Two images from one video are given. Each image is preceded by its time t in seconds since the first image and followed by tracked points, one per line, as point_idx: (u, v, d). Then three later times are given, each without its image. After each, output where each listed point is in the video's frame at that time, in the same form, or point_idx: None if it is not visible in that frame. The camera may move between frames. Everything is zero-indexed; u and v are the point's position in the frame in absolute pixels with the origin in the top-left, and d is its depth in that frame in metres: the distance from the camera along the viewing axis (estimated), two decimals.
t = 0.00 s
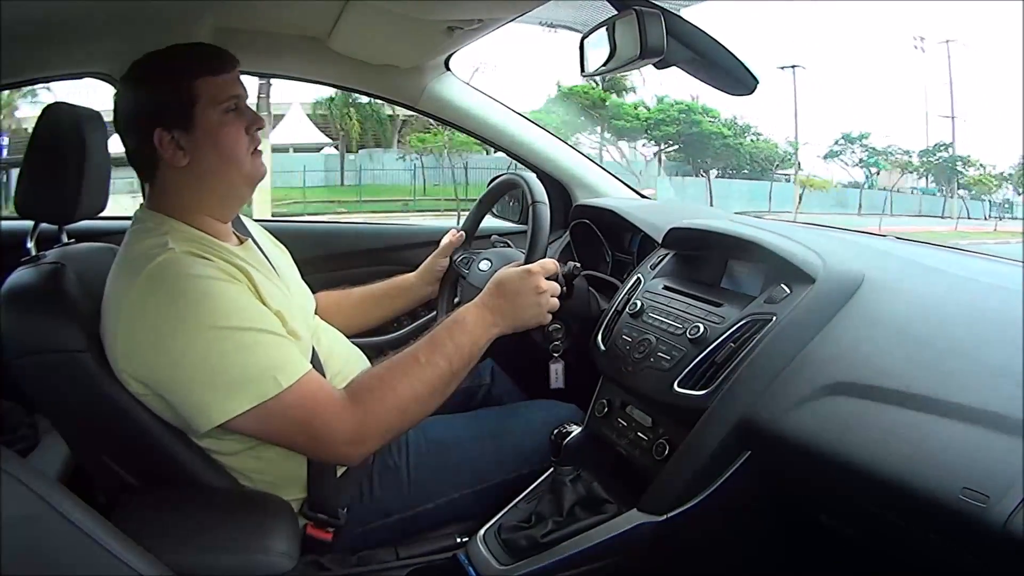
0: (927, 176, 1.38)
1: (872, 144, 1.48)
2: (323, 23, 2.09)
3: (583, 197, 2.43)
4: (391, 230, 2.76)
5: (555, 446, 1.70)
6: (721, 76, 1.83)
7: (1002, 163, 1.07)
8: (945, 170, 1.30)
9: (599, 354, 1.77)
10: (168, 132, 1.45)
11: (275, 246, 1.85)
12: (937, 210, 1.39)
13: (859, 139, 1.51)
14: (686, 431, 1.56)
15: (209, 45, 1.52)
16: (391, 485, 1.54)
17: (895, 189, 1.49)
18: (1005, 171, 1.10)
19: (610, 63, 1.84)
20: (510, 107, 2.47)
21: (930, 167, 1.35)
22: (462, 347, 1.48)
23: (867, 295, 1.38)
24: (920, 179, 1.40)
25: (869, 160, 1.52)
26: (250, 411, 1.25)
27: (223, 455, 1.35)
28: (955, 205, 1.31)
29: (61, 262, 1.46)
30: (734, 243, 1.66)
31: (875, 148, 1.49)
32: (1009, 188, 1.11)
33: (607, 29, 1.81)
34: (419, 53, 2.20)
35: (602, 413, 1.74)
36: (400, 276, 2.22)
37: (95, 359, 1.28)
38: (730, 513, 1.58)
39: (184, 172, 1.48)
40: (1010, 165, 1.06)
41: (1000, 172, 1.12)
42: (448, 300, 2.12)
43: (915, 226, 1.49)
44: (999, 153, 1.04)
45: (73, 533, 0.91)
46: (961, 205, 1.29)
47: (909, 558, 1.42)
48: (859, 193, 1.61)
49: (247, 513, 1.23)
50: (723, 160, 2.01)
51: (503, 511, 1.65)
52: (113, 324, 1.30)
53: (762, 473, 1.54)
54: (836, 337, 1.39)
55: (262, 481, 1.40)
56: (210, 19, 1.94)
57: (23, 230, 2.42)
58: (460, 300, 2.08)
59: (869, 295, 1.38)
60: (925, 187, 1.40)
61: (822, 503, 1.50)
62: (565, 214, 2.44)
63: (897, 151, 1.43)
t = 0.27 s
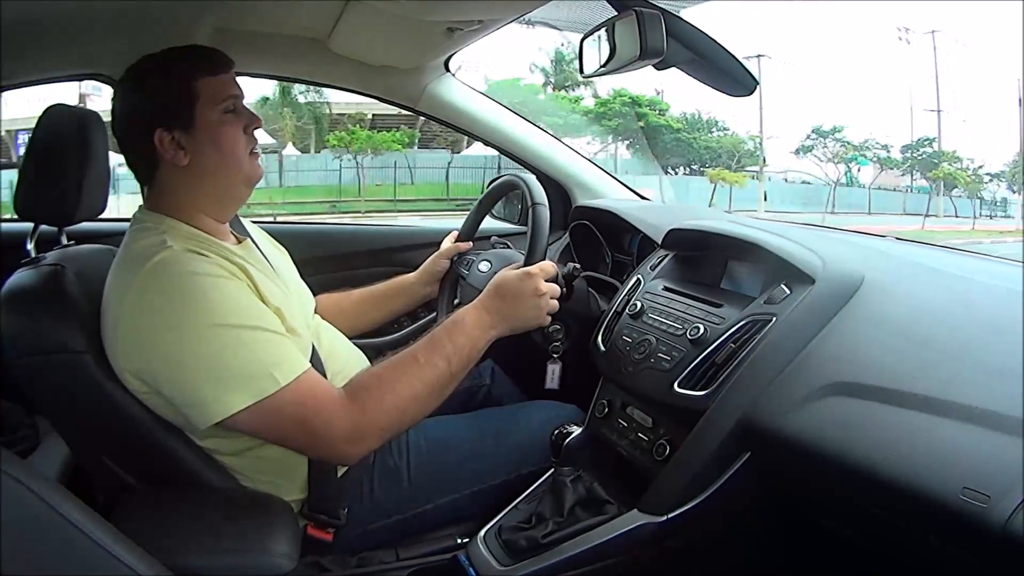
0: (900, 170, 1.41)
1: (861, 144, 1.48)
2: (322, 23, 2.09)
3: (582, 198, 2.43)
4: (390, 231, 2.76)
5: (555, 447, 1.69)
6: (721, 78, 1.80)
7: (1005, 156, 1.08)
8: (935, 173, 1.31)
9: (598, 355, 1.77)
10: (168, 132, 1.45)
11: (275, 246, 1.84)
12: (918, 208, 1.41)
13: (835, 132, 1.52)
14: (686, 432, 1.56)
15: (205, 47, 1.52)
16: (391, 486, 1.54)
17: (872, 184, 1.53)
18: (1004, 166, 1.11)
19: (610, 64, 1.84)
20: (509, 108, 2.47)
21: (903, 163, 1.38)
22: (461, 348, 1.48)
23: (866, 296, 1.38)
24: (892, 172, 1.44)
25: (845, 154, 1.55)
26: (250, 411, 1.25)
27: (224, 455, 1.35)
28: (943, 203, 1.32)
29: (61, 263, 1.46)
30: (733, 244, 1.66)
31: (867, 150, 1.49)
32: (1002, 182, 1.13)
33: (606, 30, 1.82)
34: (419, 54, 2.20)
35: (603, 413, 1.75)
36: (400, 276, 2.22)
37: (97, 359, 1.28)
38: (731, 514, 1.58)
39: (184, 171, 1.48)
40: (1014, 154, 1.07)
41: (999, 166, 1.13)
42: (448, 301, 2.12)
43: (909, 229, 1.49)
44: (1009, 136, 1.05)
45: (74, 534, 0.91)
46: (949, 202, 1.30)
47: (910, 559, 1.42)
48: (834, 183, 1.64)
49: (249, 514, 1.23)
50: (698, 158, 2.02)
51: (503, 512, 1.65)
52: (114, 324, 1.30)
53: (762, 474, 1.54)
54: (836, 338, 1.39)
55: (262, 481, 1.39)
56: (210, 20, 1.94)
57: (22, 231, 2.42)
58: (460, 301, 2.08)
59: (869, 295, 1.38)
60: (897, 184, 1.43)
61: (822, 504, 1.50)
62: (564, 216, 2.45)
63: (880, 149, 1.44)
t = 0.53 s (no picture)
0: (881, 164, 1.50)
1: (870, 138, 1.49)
2: (323, 22, 2.09)
3: (583, 196, 2.43)
4: (390, 230, 2.76)
5: (555, 445, 1.71)
6: (724, 76, 1.82)
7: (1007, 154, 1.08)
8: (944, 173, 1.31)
9: (598, 354, 1.77)
10: (173, 129, 1.44)
11: (275, 244, 1.84)
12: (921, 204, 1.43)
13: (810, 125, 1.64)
14: (686, 431, 1.56)
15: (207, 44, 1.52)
16: (391, 484, 1.54)
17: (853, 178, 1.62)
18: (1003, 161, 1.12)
19: (610, 63, 1.84)
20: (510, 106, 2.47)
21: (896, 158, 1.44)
22: (462, 348, 1.48)
23: (866, 296, 1.38)
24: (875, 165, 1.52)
25: (820, 149, 1.66)
26: (250, 411, 1.24)
27: (224, 454, 1.36)
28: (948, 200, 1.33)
29: (61, 262, 1.46)
30: (734, 242, 1.66)
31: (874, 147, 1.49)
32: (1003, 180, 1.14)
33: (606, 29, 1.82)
34: (420, 52, 2.20)
35: (602, 412, 1.75)
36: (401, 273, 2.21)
37: (97, 358, 1.28)
38: (730, 513, 1.57)
39: (188, 168, 1.48)
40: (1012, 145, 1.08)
41: (999, 162, 1.14)
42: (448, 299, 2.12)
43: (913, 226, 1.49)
44: (998, 128, 1.06)
45: (73, 532, 0.91)
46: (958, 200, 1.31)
47: (910, 559, 1.42)
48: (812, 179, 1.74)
49: (248, 512, 1.23)
50: (681, 157, 2.12)
51: (502, 510, 1.64)
52: (116, 324, 1.30)
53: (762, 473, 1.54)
54: (836, 337, 1.39)
55: (262, 480, 1.40)
56: (211, 18, 1.94)
57: (22, 229, 2.42)
58: (460, 299, 2.08)
59: (869, 294, 1.38)
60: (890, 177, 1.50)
61: (821, 502, 1.50)
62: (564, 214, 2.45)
63: (866, 144, 1.51)
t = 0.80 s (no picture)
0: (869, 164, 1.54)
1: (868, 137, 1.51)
2: (322, 22, 2.08)
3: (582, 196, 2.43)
4: (390, 230, 2.76)
5: (556, 446, 1.71)
6: (724, 75, 1.84)
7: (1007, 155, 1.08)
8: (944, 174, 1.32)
9: (599, 354, 1.77)
10: (169, 128, 1.44)
11: (275, 244, 1.84)
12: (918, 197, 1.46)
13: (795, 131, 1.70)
14: (686, 431, 1.56)
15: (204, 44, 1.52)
16: (391, 485, 1.54)
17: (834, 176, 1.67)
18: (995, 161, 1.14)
19: (610, 63, 1.84)
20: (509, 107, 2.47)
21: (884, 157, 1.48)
22: (462, 349, 1.48)
23: (866, 296, 1.38)
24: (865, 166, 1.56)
25: (793, 143, 1.73)
26: (250, 412, 1.24)
27: (224, 455, 1.35)
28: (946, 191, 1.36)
29: (61, 262, 1.46)
30: (733, 243, 1.66)
31: (856, 144, 1.52)
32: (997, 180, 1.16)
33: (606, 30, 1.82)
34: (420, 52, 2.20)
35: (602, 413, 1.76)
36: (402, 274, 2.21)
37: (97, 359, 1.28)
38: (730, 513, 1.57)
39: (185, 168, 1.48)
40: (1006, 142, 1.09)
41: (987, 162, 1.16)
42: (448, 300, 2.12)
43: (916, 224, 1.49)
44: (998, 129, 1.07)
45: (74, 533, 0.91)
46: (959, 196, 1.33)
47: (910, 560, 1.42)
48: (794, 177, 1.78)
49: (249, 513, 1.23)
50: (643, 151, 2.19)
51: (503, 511, 1.64)
52: (115, 325, 1.30)
53: (762, 473, 1.54)
54: (837, 338, 1.39)
55: (263, 480, 1.39)
56: (211, 19, 1.93)
57: (22, 230, 2.42)
58: (460, 300, 2.08)
59: (869, 293, 1.38)
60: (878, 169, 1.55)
61: (821, 502, 1.50)
62: (564, 215, 2.45)
63: (837, 138, 1.57)
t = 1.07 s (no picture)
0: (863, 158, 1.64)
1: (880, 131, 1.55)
2: (323, 23, 2.09)
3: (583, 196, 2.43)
4: (390, 230, 2.76)
5: (559, 445, 1.71)
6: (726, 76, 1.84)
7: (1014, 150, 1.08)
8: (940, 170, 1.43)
9: (601, 353, 1.77)
10: (173, 130, 1.44)
11: (276, 245, 1.84)
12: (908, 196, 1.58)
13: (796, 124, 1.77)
14: (688, 430, 1.56)
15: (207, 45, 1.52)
16: (393, 485, 1.54)
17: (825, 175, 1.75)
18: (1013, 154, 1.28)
19: (611, 62, 1.84)
20: (510, 107, 2.47)
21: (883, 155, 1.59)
22: (463, 348, 1.48)
23: (868, 293, 1.38)
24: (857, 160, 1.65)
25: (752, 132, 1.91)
26: (251, 413, 1.25)
27: (226, 456, 1.35)
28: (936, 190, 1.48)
29: (61, 264, 1.45)
30: (734, 241, 1.66)
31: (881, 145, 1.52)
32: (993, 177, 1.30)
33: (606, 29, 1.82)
34: (420, 53, 2.20)
35: (604, 411, 1.76)
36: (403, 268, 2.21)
37: (98, 361, 1.28)
38: (732, 511, 1.57)
39: (188, 169, 1.48)
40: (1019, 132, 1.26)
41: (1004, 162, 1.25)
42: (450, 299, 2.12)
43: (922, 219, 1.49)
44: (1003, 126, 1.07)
45: (77, 535, 0.91)
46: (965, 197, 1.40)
47: (911, 556, 1.42)
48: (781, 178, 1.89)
49: (252, 514, 1.23)
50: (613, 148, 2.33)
51: (505, 510, 1.64)
52: (117, 327, 1.30)
53: (763, 471, 1.54)
54: (839, 335, 1.39)
55: (264, 481, 1.39)
56: (210, 20, 1.93)
57: (22, 232, 2.42)
58: (461, 299, 2.08)
59: (871, 290, 1.38)
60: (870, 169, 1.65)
61: (822, 500, 1.50)
62: (564, 214, 2.46)
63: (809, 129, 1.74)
